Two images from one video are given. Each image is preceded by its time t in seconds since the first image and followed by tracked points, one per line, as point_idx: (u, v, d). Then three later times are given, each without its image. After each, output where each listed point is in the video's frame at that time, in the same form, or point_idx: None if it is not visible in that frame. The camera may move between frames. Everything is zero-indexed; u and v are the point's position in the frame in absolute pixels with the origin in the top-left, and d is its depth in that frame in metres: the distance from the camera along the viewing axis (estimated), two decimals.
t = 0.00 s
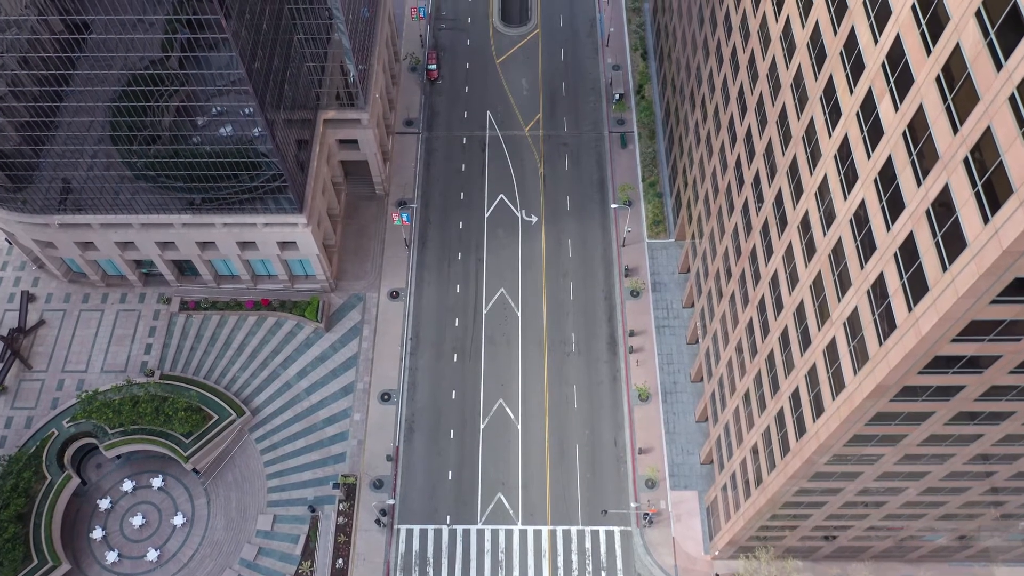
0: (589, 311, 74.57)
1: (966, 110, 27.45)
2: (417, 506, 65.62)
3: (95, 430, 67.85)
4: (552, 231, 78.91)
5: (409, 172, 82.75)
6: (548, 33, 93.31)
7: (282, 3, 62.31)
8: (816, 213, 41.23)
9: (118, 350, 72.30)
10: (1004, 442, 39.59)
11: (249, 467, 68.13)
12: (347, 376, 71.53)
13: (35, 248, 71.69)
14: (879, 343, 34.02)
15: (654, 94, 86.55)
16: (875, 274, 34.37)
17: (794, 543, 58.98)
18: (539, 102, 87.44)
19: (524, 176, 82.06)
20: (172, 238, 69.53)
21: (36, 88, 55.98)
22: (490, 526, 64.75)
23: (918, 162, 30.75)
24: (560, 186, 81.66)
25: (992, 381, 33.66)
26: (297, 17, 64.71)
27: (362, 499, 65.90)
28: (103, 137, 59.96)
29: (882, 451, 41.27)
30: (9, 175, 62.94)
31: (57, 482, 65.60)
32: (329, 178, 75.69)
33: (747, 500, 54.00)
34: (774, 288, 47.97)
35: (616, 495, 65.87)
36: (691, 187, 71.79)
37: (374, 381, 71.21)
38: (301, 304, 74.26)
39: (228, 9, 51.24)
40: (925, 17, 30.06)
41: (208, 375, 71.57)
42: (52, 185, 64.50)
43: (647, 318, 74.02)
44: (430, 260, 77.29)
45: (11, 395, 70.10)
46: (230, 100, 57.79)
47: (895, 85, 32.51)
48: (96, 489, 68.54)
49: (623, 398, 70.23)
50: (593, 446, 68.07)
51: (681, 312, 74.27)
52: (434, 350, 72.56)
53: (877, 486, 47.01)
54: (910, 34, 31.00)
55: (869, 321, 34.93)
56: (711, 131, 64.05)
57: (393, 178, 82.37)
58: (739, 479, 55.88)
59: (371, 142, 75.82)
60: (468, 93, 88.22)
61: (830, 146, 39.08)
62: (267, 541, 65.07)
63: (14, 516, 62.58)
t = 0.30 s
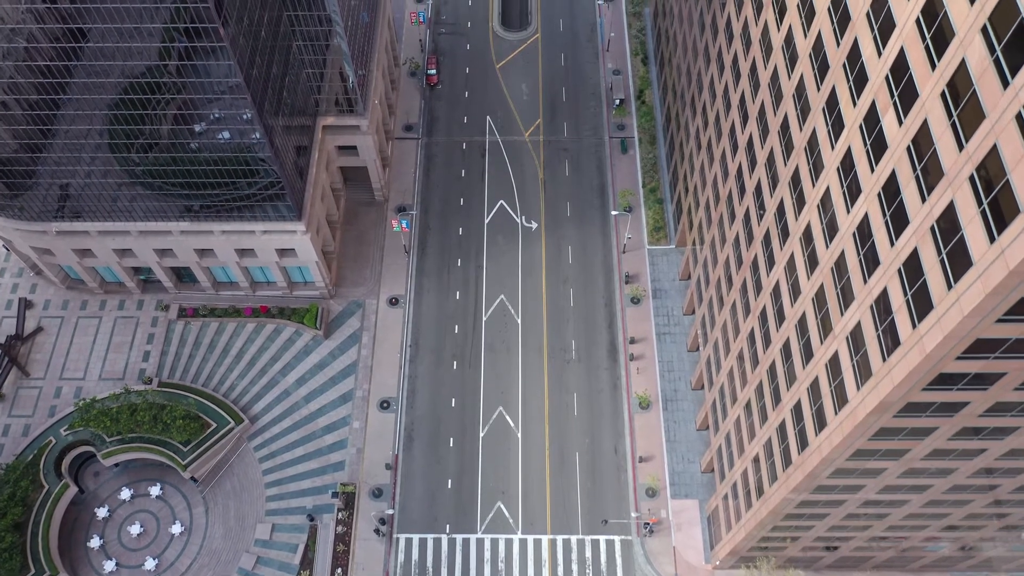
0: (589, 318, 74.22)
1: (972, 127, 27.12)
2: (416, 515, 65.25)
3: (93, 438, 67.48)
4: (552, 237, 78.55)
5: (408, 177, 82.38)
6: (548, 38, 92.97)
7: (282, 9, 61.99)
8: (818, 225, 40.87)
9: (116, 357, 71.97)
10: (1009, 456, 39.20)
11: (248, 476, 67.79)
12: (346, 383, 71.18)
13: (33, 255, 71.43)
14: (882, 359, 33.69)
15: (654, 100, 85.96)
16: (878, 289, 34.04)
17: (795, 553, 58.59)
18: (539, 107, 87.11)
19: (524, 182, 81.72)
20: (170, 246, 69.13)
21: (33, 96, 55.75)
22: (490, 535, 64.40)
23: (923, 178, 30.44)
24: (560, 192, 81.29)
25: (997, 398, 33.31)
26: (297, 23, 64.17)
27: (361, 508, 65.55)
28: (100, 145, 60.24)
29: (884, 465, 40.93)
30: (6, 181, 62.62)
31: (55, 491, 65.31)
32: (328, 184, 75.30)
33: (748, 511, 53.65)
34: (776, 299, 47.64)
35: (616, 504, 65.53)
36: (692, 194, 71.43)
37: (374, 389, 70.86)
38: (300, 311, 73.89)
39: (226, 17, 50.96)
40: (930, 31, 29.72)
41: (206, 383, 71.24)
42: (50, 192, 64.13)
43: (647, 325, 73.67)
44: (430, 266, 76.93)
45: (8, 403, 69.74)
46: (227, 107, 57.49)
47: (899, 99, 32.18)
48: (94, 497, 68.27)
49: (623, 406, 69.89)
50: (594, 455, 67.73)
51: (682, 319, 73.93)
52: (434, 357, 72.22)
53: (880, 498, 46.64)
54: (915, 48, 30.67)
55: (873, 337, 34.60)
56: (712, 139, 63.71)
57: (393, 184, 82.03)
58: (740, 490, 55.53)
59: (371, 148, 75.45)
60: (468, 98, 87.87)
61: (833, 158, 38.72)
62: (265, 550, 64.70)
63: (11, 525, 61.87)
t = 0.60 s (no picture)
0: (589, 325, 73.85)
1: (978, 145, 26.78)
2: (416, 525, 64.90)
3: (90, 447, 67.12)
4: (552, 244, 78.18)
5: (408, 183, 82.02)
6: (548, 42, 92.62)
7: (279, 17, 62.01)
8: (820, 238, 40.50)
9: (114, 365, 71.59)
10: (1013, 471, 38.82)
11: (246, 485, 67.45)
12: (345, 391, 70.84)
13: (30, 262, 71.08)
14: (886, 376, 33.34)
15: (655, 105, 85.73)
16: (882, 305, 33.68)
17: (797, 563, 58.21)
18: (539, 113, 86.74)
19: (524, 188, 81.35)
20: (168, 253, 68.80)
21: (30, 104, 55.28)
22: (490, 545, 64.08)
23: (927, 194, 30.11)
24: (560, 198, 80.91)
25: (1001, 415, 32.97)
26: (295, 31, 64.35)
27: (360, 517, 65.19)
28: (98, 152, 59.81)
29: (888, 480, 40.54)
30: (3, 190, 62.39)
31: (53, 500, 64.89)
32: (327, 191, 74.95)
33: (750, 523, 53.27)
34: (778, 310, 47.29)
35: (616, 513, 65.17)
36: (693, 201, 71.05)
37: (373, 397, 70.49)
38: (299, 318, 73.56)
39: (224, 27, 50.89)
40: (934, 46, 29.37)
41: (205, 391, 70.87)
42: (48, 199, 63.88)
43: (648, 332, 73.29)
44: (429, 273, 76.58)
45: (5, 411, 69.36)
46: (226, 115, 57.38)
47: (903, 114, 31.83)
48: (92, 506, 67.89)
49: (623, 414, 69.54)
50: (594, 463, 67.37)
51: (683, 326, 73.58)
52: (433, 364, 71.87)
53: (883, 511, 46.27)
54: (920, 63, 30.31)
55: (876, 353, 34.27)
56: (713, 146, 63.35)
57: (392, 190, 81.63)
58: (742, 500, 55.15)
59: (370, 154, 75.13)
60: (468, 103, 87.51)
61: (836, 171, 38.38)
62: (264, 559, 64.34)
63: (8, 534, 62.05)
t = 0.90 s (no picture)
0: (589, 333, 73.49)
1: (984, 164, 26.47)
2: (415, 534, 64.53)
3: (88, 455, 66.80)
4: (552, 250, 77.83)
5: (408, 189, 81.66)
6: (548, 47, 92.26)
7: (278, 25, 61.70)
8: (823, 250, 40.15)
9: (112, 373, 71.24)
10: (1017, 487, 38.45)
11: (245, 494, 67.09)
12: (345, 399, 70.48)
13: (28, 270, 70.64)
14: (890, 394, 32.99)
15: (656, 110, 85.51)
16: (886, 321, 33.32)
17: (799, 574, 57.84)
18: (539, 118, 86.38)
19: (524, 194, 81.00)
20: (166, 260, 68.40)
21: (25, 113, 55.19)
22: (490, 554, 63.74)
23: (932, 211, 29.78)
24: (560, 204, 80.54)
25: (1007, 433, 32.61)
26: (294, 37, 63.78)
27: (359, 527, 64.83)
28: (95, 160, 59.07)
29: (891, 494, 40.17)
30: (1, 198, 62.30)
31: (50, 509, 64.57)
32: (327, 197, 74.57)
33: (751, 534, 52.92)
34: (780, 322, 46.94)
35: (617, 523, 64.81)
36: (694, 208, 70.64)
37: (372, 405, 70.14)
38: (298, 325, 73.21)
39: (221, 36, 50.88)
40: (940, 62, 29.01)
41: (203, 399, 70.50)
42: (45, 206, 63.44)
43: (648, 340, 72.94)
44: (429, 280, 76.24)
45: (3, 419, 69.03)
46: (227, 120, 57.08)
47: (907, 129, 31.50)
48: (90, 514, 67.52)
49: (624, 422, 69.19)
50: (594, 472, 67.00)
51: (684, 334, 73.24)
52: (433, 372, 71.51)
53: (885, 525, 45.90)
54: (925, 78, 29.94)
55: (880, 370, 33.93)
56: (714, 154, 63.05)
57: (392, 196, 81.25)
58: (743, 511, 54.79)
59: (369, 161, 74.77)
60: (467, 108, 87.14)
61: (839, 184, 38.02)
62: (263, 569, 63.95)
63: (5, 544, 61.61)
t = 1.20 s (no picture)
0: (590, 342, 73.08)
1: (991, 187, 26.06)
2: (414, 545, 64.11)
3: (85, 465, 66.38)
4: (552, 258, 77.42)
5: (407, 196, 81.26)
6: (548, 53, 91.85)
7: (275, 34, 61.89)
8: (826, 266, 39.74)
9: (109, 382, 70.81)
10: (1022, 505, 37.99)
11: (243, 504, 66.65)
12: (343, 409, 70.07)
13: (25, 278, 70.14)
14: (894, 415, 32.60)
15: (656, 116, 85.16)
16: (890, 341, 32.91)
17: None
18: (539, 124, 85.98)
19: (524, 201, 80.61)
20: (164, 269, 67.95)
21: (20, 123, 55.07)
22: (489, 566, 63.33)
23: (937, 232, 29.37)
24: (560, 212, 80.13)
25: (1013, 454, 32.16)
26: (292, 46, 63.65)
27: (358, 538, 64.39)
28: (93, 170, 58.89)
29: (895, 512, 39.75)
30: None
31: (47, 520, 64.16)
32: (325, 206, 74.15)
33: (753, 548, 52.49)
34: (782, 336, 46.56)
35: (617, 534, 64.38)
36: (695, 217, 70.18)
37: (371, 415, 69.70)
38: (296, 334, 72.79)
39: (218, 46, 50.70)
40: (946, 81, 28.60)
41: (201, 409, 70.07)
42: (42, 215, 62.97)
43: (648, 349, 72.53)
44: (428, 288, 75.84)
45: None
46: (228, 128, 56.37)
47: (912, 147, 31.13)
48: (87, 525, 67.05)
49: (624, 432, 68.77)
50: (595, 483, 66.59)
51: (684, 343, 72.85)
52: (432, 381, 71.11)
53: (888, 541, 45.47)
54: (929, 96, 29.56)
55: (884, 390, 33.52)
56: (715, 163, 62.68)
57: (390, 203, 80.84)
58: (744, 524, 54.35)
59: (368, 169, 74.34)
60: (467, 115, 86.74)
61: (842, 200, 37.64)
62: None
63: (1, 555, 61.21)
